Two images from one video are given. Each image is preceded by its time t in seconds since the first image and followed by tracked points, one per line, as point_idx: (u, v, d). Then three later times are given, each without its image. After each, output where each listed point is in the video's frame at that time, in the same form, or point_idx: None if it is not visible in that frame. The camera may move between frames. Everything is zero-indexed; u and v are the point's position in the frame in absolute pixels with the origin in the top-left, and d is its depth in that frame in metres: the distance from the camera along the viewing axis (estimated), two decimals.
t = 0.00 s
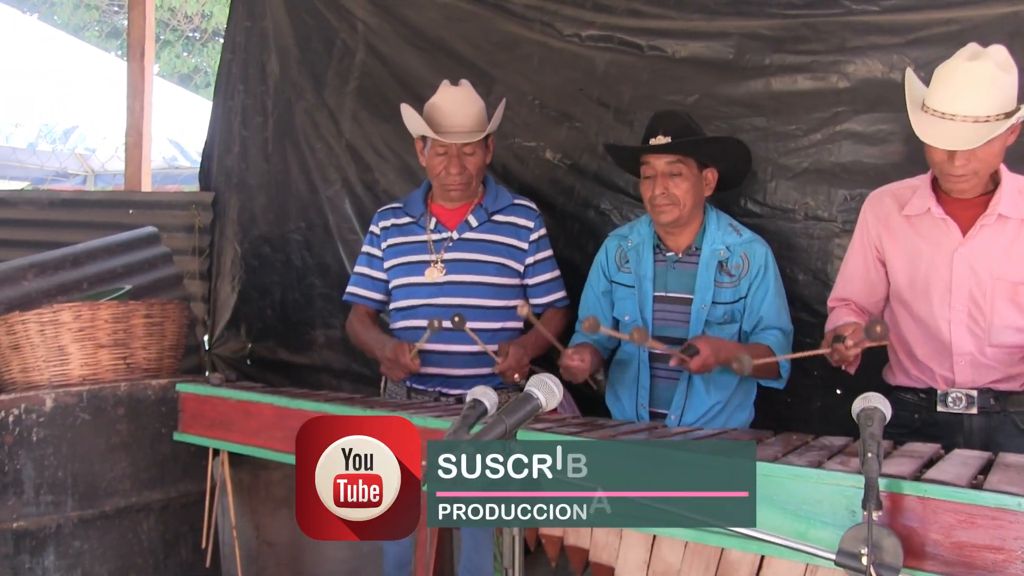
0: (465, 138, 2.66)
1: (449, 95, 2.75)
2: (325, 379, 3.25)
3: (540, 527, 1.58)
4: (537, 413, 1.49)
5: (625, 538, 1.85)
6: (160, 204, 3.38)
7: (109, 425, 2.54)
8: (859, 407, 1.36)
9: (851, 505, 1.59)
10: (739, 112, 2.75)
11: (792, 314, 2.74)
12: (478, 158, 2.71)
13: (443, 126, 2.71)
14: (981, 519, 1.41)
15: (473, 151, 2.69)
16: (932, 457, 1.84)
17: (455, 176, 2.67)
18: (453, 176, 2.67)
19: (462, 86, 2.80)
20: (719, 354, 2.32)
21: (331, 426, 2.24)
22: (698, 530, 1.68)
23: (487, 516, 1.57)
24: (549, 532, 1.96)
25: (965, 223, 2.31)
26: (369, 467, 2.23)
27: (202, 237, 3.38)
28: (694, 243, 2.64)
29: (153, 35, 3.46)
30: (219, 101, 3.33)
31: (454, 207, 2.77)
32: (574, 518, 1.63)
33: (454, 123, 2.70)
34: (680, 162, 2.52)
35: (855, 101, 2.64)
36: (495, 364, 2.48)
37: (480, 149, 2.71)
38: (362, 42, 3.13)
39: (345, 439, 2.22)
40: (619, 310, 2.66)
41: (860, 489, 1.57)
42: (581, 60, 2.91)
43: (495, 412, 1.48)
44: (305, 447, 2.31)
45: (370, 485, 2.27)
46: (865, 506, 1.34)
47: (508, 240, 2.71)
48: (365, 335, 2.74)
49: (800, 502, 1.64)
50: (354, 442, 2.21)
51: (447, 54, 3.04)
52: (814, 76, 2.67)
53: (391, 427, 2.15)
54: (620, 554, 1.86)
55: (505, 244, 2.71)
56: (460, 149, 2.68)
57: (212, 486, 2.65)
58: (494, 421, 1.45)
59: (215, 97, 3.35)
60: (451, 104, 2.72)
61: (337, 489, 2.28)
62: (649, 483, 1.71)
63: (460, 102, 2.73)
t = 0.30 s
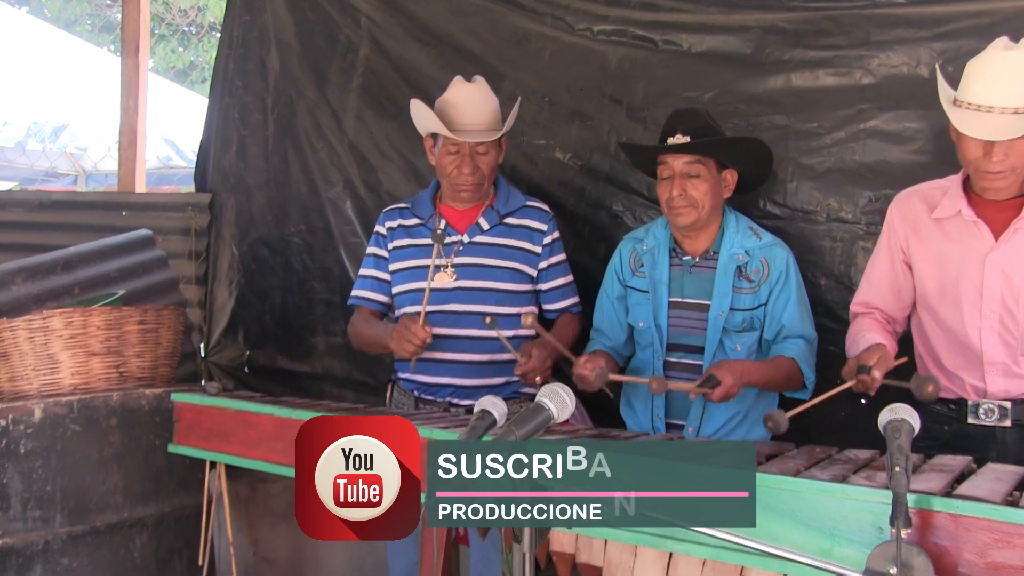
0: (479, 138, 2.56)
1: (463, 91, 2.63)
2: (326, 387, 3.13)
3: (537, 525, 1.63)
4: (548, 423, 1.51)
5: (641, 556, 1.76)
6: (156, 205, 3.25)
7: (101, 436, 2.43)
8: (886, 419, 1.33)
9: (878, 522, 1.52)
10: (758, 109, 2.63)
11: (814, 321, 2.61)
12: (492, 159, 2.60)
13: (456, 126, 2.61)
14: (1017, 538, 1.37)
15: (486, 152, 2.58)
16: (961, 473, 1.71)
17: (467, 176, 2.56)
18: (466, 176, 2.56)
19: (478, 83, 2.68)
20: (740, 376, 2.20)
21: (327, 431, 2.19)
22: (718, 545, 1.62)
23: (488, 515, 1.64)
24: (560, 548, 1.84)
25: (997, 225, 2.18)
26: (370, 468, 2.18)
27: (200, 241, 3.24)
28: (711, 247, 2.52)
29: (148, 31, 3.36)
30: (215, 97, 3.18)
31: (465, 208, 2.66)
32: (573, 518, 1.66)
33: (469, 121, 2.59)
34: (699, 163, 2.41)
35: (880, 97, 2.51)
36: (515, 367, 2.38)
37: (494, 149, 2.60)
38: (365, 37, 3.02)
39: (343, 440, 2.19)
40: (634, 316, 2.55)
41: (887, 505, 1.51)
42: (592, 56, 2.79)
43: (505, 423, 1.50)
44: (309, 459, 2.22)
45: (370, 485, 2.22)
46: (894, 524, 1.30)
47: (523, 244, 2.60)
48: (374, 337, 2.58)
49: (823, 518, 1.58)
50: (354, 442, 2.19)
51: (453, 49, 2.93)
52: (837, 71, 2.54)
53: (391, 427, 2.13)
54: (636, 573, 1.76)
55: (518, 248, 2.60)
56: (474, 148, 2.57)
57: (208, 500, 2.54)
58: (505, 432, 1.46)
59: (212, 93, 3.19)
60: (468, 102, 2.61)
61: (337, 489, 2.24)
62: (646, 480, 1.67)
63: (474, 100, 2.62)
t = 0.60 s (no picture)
0: (500, 129, 2.32)
1: (476, 77, 2.38)
2: (317, 402, 2.90)
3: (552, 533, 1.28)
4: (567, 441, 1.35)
5: None
6: (130, 203, 3.00)
7: (66, 458, 2.21)
8: (937, 438, 1.19)
9: (927, 554, 1.43)
10: (792, 97, 2.39)
11: (852, 330, 2.36)
12: (508, 153, 2.37)
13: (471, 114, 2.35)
14: None
15: (503, 145, 2.35)
16: None
17: (481, 170, 2.32)
18: (479, 171, 2.32)
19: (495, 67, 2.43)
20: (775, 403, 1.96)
21: (325, 429, 1.76)
22: None
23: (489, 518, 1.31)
24: None
25: None
26: (369, 468, 1.77)
27: (177, 242, 3.00)
28: (741, 245, 2.28)
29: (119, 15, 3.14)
30: (193, 85, 2.97)
31: (473, 206, 2.42)
32: (575, 520, 1.30)
33: (487, 110, 2.35)
34: (725, 154, 2.18)
35: (927, 83, 2.27)
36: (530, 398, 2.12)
37: (510, 144, 2.36)
38: (360, 19, 2.78)
39: (342, 439, 1.74)
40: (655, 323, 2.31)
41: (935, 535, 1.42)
42: (608, 38, 2.55)
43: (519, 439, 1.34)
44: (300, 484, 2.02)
45: (371, 484, 1.79)
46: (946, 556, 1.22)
47: (535, 249, 2.38)
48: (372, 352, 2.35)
49: (864, 549, 1.49)
50: (354, 442, 1.73)
51: (455, 32, 2.69)
52: (880, 53, 2.30)
53: (392, 428, 1.77)
54: None
55: (531, 252, 2.37)
56: (489, 141, 2.33)
57: (184, 527, 2.32)
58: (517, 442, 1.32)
59: (190, 83, 2.99)
60: (484, 88, 2.36)
61: (337, 490, 1.77)
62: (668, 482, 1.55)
63: (491, 85, 2.37)
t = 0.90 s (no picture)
0: (496, 129, 2.20)
1: (480, 74, 2.27)
2: (308, 413, 2.78)
3: (549, 524, 1.22)
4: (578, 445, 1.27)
5: None
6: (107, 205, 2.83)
7: (42, 476, 2.16)
8: (963, 453, 1.10)
9: None
10: (810, 92, 2.26)
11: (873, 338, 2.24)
12: (510, 155, 2.24)
13: (469, 113, 2.24)
14: None
15: (503, 146, 2.22)
16: None
17: (479, 172, 2.20)
18: (476, 173, 2.20)
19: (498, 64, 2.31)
20: (792, 413, 1.85)
21: (323, 429, 1.84)
22: None
23: (488, 515, 1.42)
24: None
25: None
26: (369, 468, 1.79)
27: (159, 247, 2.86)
28: (758, 250, 2.15)
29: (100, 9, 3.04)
30: (177, 80, 2.83)
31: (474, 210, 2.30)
32: (572, 518, 1.31)
33: (486, 110, 2.23)
34: (742, 155, 2.06)
35: (954, 76, 2.15)
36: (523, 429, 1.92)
37: (513, 145, 2.24)
38: (354, 11, 2.65)
39: (343, 440, 1.82)
40: (666, 331, 2.18)
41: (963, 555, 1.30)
42: (614, 30, 2.43)
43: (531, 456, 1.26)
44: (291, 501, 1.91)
45: (371, 484, 1.77)
46: None
47: (539, 254, 2.26)
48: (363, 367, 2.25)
49: (888, 571, 1.36)
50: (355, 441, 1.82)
51: (453, 23, 2.57)
52: (904, 45, 2.18)
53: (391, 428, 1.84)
54: None
55: (534, 258, 2.25)
56: (488, 142, 2.21)
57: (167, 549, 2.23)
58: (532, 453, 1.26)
59: (173, 76, 2.84)
60: (483, 86, 2.25)
61: (337, 490, 1.82)
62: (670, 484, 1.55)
63: (491, 84, 2.25)
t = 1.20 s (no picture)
0: (495, 138, 2.19)
1: (482, 79, 2.26)
2: (312, 415, 2.79)
3: (553, 526, 1.21)
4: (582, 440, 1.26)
5: None
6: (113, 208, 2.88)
7: (48, 478, 2.16)
8: (969, 456, 1.09)
9: None
10: (815, 94, 2.26)
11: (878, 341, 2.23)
12: (512, 161, 2.23)
13: (469, 121, 2.23)
14: None
15: (506, 153, 2.21)
16: None
17: (480, 180, 2.20)
18: (478, 181, 2.20)
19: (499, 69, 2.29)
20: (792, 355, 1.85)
21: (324, 429, 1.82)
22: None
23: (489, 516, 1.42)
24: None
25: None
26: (369, 468, 1.80)
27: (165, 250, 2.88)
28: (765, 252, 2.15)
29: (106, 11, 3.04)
30: (182, 82, 2.84)
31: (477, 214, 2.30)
32: (572, 518, 1.31)
33: (487, 118, 2.22)
34: (748, 157, 2.06)
35: (960, 79, 2.14)
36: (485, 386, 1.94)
37: (514, 151, 2.23)
38: (358, 13, 2.65)
39: (343, 439, 1.82)
40: (671, 332, 2.18)
41: (968, 559, 1.31)
42: (618, 31, 2.43)
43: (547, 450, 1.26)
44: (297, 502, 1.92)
45: (371, 484, 1.78)
46: None
47: (539, 255, 2.24)
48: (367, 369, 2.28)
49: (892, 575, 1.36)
50: (355, 442, 1.82)
51: (458, 26, 2.57)
52: (909, 47, 2.17)
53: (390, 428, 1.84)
54: None
55: (535, 260, 2.24)
56: (490, 149, 2.20)
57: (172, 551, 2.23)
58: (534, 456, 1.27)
59: (177, 78, 2.85)
60: (484, 93, 2.23)
61: (337, 490, 1.82)
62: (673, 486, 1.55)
63: (494, 90, 2.24)
